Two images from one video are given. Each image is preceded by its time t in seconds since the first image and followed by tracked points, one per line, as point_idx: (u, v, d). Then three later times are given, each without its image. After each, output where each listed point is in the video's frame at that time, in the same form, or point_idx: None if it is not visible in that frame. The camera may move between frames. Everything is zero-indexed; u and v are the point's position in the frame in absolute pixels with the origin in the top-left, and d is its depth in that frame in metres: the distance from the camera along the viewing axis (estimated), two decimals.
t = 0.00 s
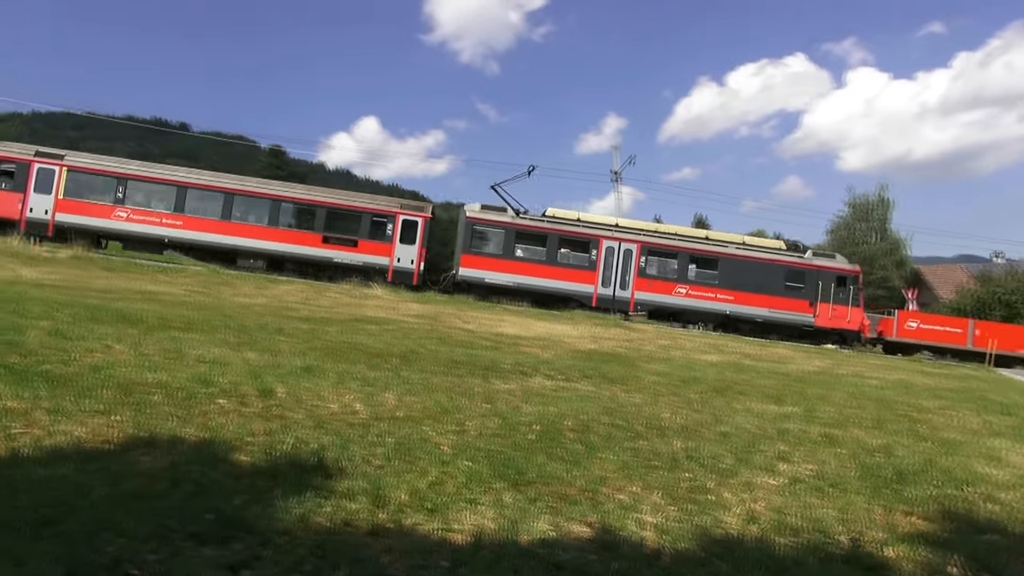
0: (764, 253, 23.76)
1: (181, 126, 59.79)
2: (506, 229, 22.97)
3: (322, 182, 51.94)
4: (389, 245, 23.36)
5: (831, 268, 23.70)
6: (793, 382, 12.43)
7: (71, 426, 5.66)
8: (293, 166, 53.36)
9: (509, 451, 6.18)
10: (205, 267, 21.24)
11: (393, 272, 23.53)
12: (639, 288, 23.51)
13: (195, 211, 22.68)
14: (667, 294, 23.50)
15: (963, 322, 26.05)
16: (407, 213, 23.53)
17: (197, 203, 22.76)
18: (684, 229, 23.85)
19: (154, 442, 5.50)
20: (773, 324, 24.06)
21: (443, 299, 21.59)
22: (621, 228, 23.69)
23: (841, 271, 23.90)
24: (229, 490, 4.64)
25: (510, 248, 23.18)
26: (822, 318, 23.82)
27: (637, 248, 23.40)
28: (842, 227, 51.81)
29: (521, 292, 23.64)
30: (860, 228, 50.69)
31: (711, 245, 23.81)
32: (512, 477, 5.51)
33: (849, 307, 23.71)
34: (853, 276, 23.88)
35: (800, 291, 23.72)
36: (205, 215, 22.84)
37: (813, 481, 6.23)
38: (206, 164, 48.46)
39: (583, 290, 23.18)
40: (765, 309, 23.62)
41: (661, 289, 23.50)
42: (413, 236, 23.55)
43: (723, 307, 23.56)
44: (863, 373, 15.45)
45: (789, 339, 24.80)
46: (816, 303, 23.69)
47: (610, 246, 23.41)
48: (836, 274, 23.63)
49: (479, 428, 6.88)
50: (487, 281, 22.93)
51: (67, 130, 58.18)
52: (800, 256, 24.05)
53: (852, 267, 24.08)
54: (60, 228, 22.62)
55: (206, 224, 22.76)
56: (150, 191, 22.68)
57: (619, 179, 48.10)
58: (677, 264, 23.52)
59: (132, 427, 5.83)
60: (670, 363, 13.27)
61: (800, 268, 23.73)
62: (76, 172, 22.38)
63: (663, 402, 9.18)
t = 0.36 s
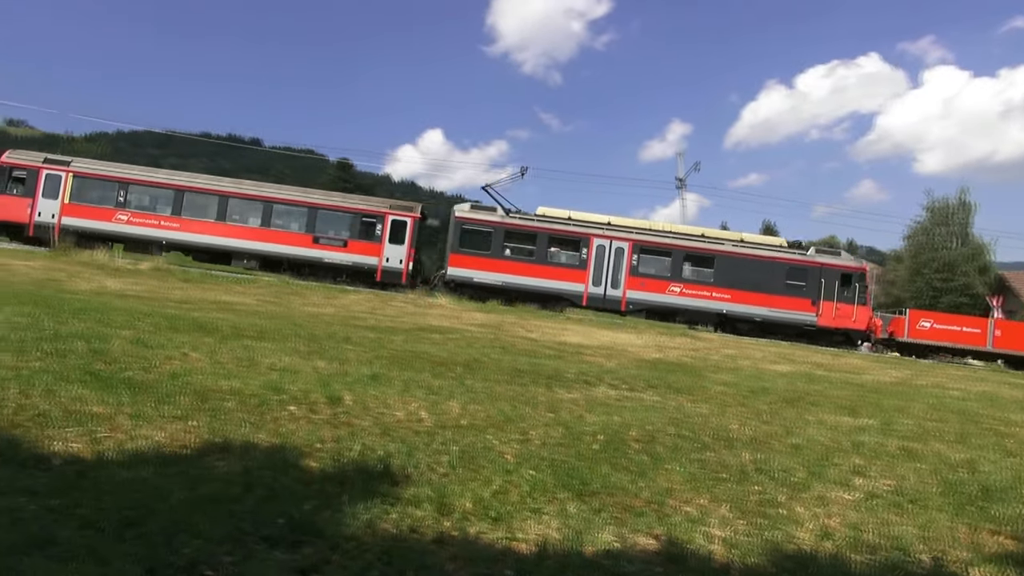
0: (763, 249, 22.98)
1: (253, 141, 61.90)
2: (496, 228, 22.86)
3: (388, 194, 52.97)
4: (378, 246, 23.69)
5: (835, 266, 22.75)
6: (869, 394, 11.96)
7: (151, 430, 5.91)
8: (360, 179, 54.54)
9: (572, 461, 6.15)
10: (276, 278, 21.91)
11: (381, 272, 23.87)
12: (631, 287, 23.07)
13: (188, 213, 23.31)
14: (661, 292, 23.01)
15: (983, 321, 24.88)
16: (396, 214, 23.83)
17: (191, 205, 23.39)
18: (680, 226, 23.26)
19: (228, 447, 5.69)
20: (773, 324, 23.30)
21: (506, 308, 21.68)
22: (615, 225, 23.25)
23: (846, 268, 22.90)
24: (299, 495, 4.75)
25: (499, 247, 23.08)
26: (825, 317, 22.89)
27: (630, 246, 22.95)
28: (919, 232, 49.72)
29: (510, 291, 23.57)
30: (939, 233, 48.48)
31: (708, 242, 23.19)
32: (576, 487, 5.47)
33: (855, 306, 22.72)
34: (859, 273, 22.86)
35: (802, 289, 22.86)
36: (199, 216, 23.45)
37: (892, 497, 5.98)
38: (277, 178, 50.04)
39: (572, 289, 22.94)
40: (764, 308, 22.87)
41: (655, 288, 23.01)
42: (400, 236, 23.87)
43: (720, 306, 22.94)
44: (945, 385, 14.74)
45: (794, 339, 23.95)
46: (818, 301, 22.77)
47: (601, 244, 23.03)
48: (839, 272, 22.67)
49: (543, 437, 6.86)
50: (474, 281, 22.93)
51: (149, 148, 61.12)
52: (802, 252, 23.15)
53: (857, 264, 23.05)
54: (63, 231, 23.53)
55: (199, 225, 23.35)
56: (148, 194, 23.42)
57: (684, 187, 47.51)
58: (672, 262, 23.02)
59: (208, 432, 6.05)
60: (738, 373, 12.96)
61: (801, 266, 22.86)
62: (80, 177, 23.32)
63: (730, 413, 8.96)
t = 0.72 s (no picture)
0: (744, 247, 22.52)
1: (308, 154, 63.41)
2: (472, 228, 22.88)
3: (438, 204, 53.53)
4: (356, 246, 23.87)
5: (819, 263, 22.10)
6: (934, 406, 11.53)
7: (210, 437, 6.07)
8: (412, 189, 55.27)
9: (624, 471, 6.09)
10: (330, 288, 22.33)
11: (359, 273, 24.01)
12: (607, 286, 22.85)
13: (175, 216, 24.03)
14: (637, 292, 22.73)
15: (977, 321, 24.38)
16: (374, 216, 23.99)
17: (178, 209, 24.16)
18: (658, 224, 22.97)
19: (284, 454, 5.81)
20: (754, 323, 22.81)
21: (556, 317, 21.65)
22: (592, 224, 23.04)
23: (831, 266, 22.24)
24: (352, 502, 4.82)
25: (475, 248, 23.12)
26: (807, 317, 22.24)
27: (605, 245, 22.76)
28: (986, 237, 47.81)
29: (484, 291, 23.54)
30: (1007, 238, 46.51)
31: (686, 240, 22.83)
32: (628, 498, 5.41)
33: (839, 306, 22.01)
34: (844, 271, 22.12)
35: (784, 288, 22.27)
36: (185, 219, 24.10)
37: (959, 513, 5.74)
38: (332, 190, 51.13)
39: (546, 288, 22.82)
40: (744, 307, 22.39)
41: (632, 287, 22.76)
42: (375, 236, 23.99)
43: (699, 305, 22.53)
44: (1016, 396, 14.11)
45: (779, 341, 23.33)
46: (801, 300, 22.15)
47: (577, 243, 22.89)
48: (823, 270, 22.03)
49: (594, 447, 6.82)
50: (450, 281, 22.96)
51: (210, 163, 63.25)
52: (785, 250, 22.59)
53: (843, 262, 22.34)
54: (59, 233, 24.61)
55: (182, 227, 24.06)
56: (138, 198, 24.22)
57: (736, 195, 46.77)
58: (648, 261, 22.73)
59: (264, 439, 6.18)
60: (795, 384, 12.65)
61: (783, 264, 22.30)
62: (76, 183, 24.40)
63: (787, 424, 8.75)
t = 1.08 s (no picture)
0: (708, 247, 22.39)
1: (349, 167, 64.32)
2: (438, 229, 22.98)
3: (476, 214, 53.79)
4: (324, 249, 23.94)
5: (784, 262, 21.90)
6: (989, 417, 11.16)
7: (254, 445, 6.18)
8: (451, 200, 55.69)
9: (665, 483, 6.01)
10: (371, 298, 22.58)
11: (328, 275, 24.14)
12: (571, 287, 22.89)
13: (154, 221, 24.45)
14: (601, 292, 22.77)
15: (950, 320, 22.13)
16: (343, 219, 24.08)
17: (157, 214, 24.53)
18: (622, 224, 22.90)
19: (326, 463, 5.87)
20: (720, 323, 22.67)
21: (595, 326, 21.55)
22: (557, 225, 23.01)
23: (798, 265, 22.02)
24: (393, 511, 4.86)
25: (441, 249, 23.25)
26: (773, 316, 21.98)
27: (570, 246, 22.74)
28: None
29: (451, 293, 23.64)
30: None
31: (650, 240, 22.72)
32: (670, 510, 5.34)
33: (804, 306, 21.78)
34: (810, 271, 21.91)
35: (750, 287, 22.09)
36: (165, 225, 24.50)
37: (1017, 529, 5.53)
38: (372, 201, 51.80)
39: (511, 288, 22.79)
40: (709, 307, 22.26)
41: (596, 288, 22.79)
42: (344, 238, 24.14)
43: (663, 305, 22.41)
44: None
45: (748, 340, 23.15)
46: (767, 300, 21.95)
47: (543, 244, 22.91)
48: (788, 269, 21.82)
49: (635, 458, 6.75)
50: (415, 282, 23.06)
51: (254, 177, 64.70)
52: (751, 249, 22.41)
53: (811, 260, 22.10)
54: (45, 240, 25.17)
55: (162, 232, 24.42)
56: (119, 204, 24.64)
57: (778, 201, 46.05)
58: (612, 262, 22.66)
59: (307, 448, 6.26)
60: (841, 394, 12.37)
61: (748, 263, 22.12)
62: (60, 190, 24.95)
63: (833, 435, 8.55)
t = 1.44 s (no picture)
0: (686, 244, 22.85)
1: (402, 177, 65.14)
2: (421, 230, 23.69)
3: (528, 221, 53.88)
4: (310, 250, 24.68)
5: (763, 259, 22.30)
6: None
7: (312, 451, 6.29)
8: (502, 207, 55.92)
9: (723, 493, 5.89)
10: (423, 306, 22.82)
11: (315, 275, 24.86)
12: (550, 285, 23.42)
13: (153, 226, 25.52)
14: (579, 290, 23.35)
15: (933, 315, 22.92)
16: (328, 220, 24.80)
17: (155, 219, 25.59)
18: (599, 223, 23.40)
19: (382, 468, 5.94)
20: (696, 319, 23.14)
21: (649, 333, 21.32)
22: (536, 224, 23.51)
23: (776, 261, 22.47)
24: (448, 517, 4.88)
25: (423, 249, 23.97)
26: (752, 313, 22.47)
27: (548, 244, 23.29)
28: None
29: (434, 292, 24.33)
30: None
31: (628, 239, 23.28)
32: (728, 520, 5.23)
33: (780, 301, 22.23)
34: (787, 266, 22.36)
35: (728, 284, 22.59)
36: (162, 230, 25.56)
37: None
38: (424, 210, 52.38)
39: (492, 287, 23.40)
40: (685, 304, 22.71)
41: (574, 286, 23.35)
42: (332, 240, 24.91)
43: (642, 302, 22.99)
44: None
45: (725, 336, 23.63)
46: (744, 297, 22.44)
47: (521, 244, 23.52)
48: (767, 266, 22.21)
49: (691, 467, 6.64)
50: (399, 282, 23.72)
51: (310, 188, 66.21)
52: (729, 246, 22.84)
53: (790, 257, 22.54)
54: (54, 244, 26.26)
55: (160, 236, 25.48)
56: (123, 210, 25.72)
57: (837, 203, 44.81)
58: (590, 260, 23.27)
59: (363, 454, 6.34)
60: (907, 402, 11.93)
61: (726, 260, 22.57)
62: (67, 198, 26.15)
63: (899, 445, 8.26)
